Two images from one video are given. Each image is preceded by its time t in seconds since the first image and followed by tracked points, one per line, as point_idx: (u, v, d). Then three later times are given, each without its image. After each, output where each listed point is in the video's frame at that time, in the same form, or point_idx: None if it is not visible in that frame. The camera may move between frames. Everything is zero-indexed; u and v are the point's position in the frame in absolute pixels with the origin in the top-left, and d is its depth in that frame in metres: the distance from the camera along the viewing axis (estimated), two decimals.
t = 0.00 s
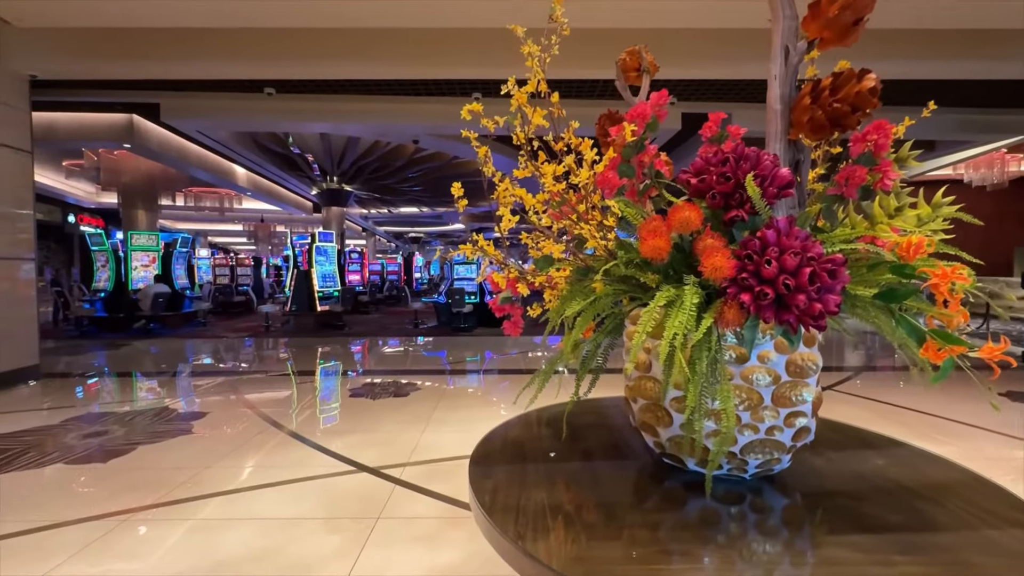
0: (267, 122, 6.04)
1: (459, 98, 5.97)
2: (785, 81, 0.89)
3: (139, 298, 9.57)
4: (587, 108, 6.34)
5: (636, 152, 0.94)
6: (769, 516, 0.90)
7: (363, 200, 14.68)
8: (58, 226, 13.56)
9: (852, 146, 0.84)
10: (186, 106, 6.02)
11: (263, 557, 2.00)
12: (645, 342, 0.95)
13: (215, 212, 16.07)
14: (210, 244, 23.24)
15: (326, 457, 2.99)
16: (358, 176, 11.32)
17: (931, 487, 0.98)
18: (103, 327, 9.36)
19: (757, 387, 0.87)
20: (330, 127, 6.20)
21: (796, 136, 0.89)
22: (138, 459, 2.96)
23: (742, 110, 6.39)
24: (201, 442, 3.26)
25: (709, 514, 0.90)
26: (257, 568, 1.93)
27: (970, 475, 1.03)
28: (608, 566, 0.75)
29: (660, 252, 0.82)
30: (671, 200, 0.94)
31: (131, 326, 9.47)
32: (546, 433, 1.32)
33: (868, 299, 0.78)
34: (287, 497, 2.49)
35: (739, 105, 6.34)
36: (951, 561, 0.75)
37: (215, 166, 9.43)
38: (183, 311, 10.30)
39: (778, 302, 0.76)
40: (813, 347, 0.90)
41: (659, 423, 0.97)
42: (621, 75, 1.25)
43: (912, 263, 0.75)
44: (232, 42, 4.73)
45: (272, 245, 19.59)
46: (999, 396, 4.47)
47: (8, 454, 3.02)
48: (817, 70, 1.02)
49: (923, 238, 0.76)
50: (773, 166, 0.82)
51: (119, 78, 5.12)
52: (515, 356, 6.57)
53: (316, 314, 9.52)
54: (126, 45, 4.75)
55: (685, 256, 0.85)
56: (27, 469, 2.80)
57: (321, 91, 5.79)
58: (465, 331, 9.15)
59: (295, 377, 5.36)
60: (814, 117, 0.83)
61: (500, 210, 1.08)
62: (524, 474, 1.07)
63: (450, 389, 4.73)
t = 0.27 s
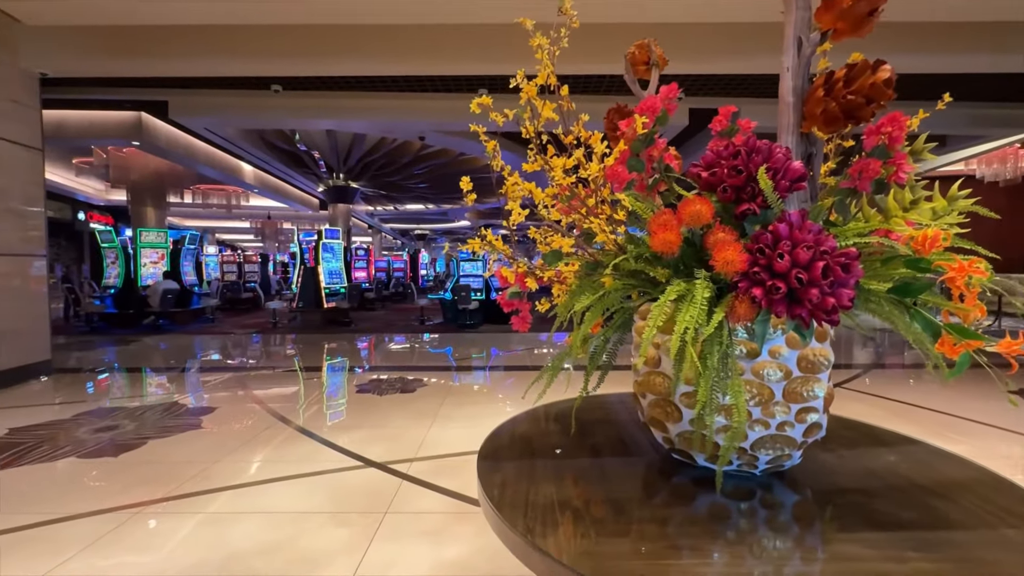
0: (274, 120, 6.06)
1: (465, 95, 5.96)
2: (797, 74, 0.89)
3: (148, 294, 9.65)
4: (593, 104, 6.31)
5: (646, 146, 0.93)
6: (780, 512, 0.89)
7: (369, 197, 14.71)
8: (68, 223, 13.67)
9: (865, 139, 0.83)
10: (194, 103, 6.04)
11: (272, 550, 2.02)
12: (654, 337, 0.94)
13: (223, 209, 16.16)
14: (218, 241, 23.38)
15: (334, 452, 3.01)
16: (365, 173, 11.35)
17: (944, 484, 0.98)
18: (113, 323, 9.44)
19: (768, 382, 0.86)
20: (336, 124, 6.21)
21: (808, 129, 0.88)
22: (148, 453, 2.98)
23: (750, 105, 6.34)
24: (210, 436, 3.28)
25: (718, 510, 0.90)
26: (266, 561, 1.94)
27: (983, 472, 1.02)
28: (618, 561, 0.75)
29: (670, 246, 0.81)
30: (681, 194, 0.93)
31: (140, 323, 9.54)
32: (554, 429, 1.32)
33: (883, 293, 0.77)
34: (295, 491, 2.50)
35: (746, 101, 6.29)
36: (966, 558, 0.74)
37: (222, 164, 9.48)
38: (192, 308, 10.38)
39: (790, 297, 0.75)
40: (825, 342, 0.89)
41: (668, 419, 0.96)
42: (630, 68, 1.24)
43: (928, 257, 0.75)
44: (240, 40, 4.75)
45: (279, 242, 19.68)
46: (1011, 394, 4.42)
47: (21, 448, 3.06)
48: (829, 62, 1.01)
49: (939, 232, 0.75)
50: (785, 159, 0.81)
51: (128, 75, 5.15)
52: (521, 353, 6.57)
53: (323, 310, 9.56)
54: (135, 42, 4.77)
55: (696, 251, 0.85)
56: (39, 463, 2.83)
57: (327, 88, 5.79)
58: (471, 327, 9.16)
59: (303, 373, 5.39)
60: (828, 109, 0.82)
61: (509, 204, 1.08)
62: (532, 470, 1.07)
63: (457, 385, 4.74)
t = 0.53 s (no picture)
0: (281, 116, 6.08)
1: (471, 90, 5.94)
2: (809, 65, 0.88)
3: (158, 290, 9.73)
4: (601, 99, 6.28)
5: (655, 139, 0.92)
6: (789, 508, 0.88)
7: (376, 193, 14.73)
8: (79, 219, 13.81)
9: (879, 131, 0.82)
10: (202, 100, 6.07)
11: (281, 542, 2.03)
12: (663, 332, 0.94)
13: (231, 206, 16.24)
14: (227, 238, 23.57)
15: (342, 446, 3.03)
16: (371, 169, 11.37)
17: (955, 480, 0.97)
18: (124, 318, 9.54)
19: (778, 378, 0.86)
20: (343, 120, 6.22)
21: (820, 122, 0.87)
22: (159, 446, 3.02)
23: (758, 99, 6.28)
24: (220, 430, 3.32)
25: (727, 505, 0.90)
26: (276, 553, 1.96)
27: (996, 469, 1.01)
28: (626, 555, 0.75)
29: (680, 240, 0.80)
30: (691, 188, 0.92)
31: (151, 318, 9.63)
32: (562, 423, 1.32)
33: (895, 287, 0.76)
34: (304, 484, 2.52)
35: (755, 95, 6.24)
36: (978, 555, 0.73)
37: (230, 160, 9.52)
38: (201, 303, 10.47)
39: (801, 291, 0.75)
40: (837, 337, 0.88)
41: (677, 414, 0.96)
42: (639, 62, 1.23)
43: (942, 250, 0.74)
44: (248, 35, 4.76)
45: (287, 239, 19.79)
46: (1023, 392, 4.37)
47: (35, 441, 3.10)
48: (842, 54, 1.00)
49: (955, 225, 0.73)
50: (797, 152, 0.80)
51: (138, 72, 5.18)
52: (527, 349, 6.57)
53: (330, 306, 9.61)
54: (144, 39, 4.79)
55: (705, 246, 0.84)
56: (53, 455, 2.87)
57: (335, 84, 5.80)
58: (478, 323, 9.17)
59: (311, 368, 5.43)
60: (841, 101, 0.81)
61: (517, 198, 1.07)
62: (540, 465, 1.07)
63: (463, 381, 4.75)
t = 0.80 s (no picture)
0: (288, 111, 6.09)
1: (477, 85, 5.92)
2: (821, 57, 0.87)
3: (167, 285, 9.81)
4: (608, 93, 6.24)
5: (663, 134, 0.92)
6: (797, 503, 0.88)
7: (382, 189, 14.75)
8: (89, 215, 13.92)
9: (890, 124, 0.81)
10: (210, 96, 6.09)
11: (290, 535, 2.05)
12: (670, 327, 0.93)
13: (239, 202, 16.32)
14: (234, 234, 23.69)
15: (349, 441, 3.05)
16: (378, 165, 11.39)
17: (967, 477, 0.96)
18: (134, 313, 9.62)
19: (786, 373, 0.85)
20: (349, 115, 6.22)
21: (831, 114, 0.86)
22: (169, 440, 3.05)
23: (767, 93, 6.22)
24: (229, 424, 3.34)
25: (735, 500, 0.89)
26: (284, 546, 1.98)
27: (1009, 466, 1.00)
28: (633, 549, 0.75)
29: (688, 234, 0.80)
30: (700, 182, 0.92)
31: (160, 313, 9.72)
32: (568, 418, 1.32)
33: (907, 282, 0.75)
34: (312, 478, 2.54)
35: (764, 89, 6.19)
36: (991, 552, 0.73)
37: (237, 156, 9.56)
38: (210, 299, 10.53)
39: (811, 286, 0.74)
40: (846, 332, 0.87)
41: (684, 409, 0.96)
42: (647, 55, 1.23)
43: (955, 244, 0.73)
44: (255, 31, 4.76)
45: (294, 235, 19.87)
46: None
47: (48, 434, 3.14)
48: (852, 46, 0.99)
49: (967, 219, 0.72)
50: (807, 145, 0.79)
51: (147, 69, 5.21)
52: (533, 344, 6.56)
53: (337, 302, 9.64)
54: (153, 36, 4.81)
55: (713, 239, 0.84)
56: (65, 448, 2.91)
57: (341, 80, 5.80)
58: (484, 319, 9.17)
59: (318, 363, 5.46)
60: (853, 92, 0.81)
61: (524, 192, 1.07)
62: (546, 460, 1.07)
63: (469, 376, 4.76)
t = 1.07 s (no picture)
0: (294, 107, 6.10)
1: (483, 80, 5.91)
2: (830, 48, 0.86)
3: (175, 281, 9.88)
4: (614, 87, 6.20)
5: (669, 127, 0.91)
6: (803, 498, 0.88)
7: (388, 185, 14.78)
8: (98, 211, 14.02)
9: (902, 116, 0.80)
10: (217, 92, 6.11)
11: (297, 528, 2.07)
12: (676, 321, 0.93)
13: (246, 198, 16.39)
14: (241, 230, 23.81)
15: (356, 435, 3.07)
16: (383, 161, 11.40)
17: (975, 473, 0.96)
18: (142, 308, 9.70)
19: (793, 368, 0.84)
20: (355, 111, 6.23)
21: (840, 107, 0.85)
22: (178, 433, 3.08)
23: (775, 87, 6.17)
24: (237, 418, 3.37)
25: (740, 495, 0.89)
26: (292, 538, 1.99)
27: (1021, 463, 0.99)
28: (640, 542, 0.75)
29: (695, 228, 0.79)
30: (706, 176, 0.91)
31: (168, 308, 9.80)
32: (573, 413, 1.32)
33: (916, 276, 0.75)
34: (319, 471, 2.56)
35: (772, 82, 6.13)
36: (1001, 548, 0.72)
37: (244, 152, 9.59)
38: (217, 294, 10.60)
39: (818, 280, 0.73)
40: (854, 327, 0.87)
41: (689, 404, 0.96)
42: (653, 48, 1.22)
43: (966, 237, 0.72)
44: (261, 27, 4.77)
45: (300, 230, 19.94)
46: None
47: (60, 427, 3.18)
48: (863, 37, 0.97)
49: (979, 212, 0.71)
50: (816, 138, 0.79)
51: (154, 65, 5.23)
52: (538, 340, 6.57)
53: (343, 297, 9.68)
54: (160, 32, 4.83)
55: (720, 233, 0.83)
56: (76, 441, 2.94)
57: (347, 75, 5.80)
58: (489, 315, 9.18)
59: (324, 358, 5.49)
60: (863, 84, 0.80)
61: (529, 186, 1.07)
62: (551, 454, 1.07)
63: (474, 371, 4.77)
